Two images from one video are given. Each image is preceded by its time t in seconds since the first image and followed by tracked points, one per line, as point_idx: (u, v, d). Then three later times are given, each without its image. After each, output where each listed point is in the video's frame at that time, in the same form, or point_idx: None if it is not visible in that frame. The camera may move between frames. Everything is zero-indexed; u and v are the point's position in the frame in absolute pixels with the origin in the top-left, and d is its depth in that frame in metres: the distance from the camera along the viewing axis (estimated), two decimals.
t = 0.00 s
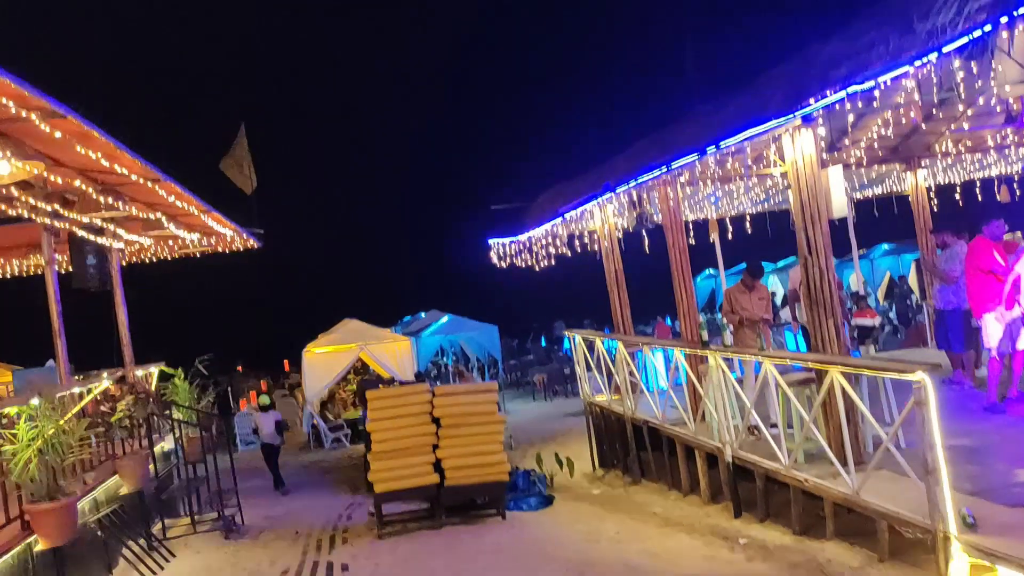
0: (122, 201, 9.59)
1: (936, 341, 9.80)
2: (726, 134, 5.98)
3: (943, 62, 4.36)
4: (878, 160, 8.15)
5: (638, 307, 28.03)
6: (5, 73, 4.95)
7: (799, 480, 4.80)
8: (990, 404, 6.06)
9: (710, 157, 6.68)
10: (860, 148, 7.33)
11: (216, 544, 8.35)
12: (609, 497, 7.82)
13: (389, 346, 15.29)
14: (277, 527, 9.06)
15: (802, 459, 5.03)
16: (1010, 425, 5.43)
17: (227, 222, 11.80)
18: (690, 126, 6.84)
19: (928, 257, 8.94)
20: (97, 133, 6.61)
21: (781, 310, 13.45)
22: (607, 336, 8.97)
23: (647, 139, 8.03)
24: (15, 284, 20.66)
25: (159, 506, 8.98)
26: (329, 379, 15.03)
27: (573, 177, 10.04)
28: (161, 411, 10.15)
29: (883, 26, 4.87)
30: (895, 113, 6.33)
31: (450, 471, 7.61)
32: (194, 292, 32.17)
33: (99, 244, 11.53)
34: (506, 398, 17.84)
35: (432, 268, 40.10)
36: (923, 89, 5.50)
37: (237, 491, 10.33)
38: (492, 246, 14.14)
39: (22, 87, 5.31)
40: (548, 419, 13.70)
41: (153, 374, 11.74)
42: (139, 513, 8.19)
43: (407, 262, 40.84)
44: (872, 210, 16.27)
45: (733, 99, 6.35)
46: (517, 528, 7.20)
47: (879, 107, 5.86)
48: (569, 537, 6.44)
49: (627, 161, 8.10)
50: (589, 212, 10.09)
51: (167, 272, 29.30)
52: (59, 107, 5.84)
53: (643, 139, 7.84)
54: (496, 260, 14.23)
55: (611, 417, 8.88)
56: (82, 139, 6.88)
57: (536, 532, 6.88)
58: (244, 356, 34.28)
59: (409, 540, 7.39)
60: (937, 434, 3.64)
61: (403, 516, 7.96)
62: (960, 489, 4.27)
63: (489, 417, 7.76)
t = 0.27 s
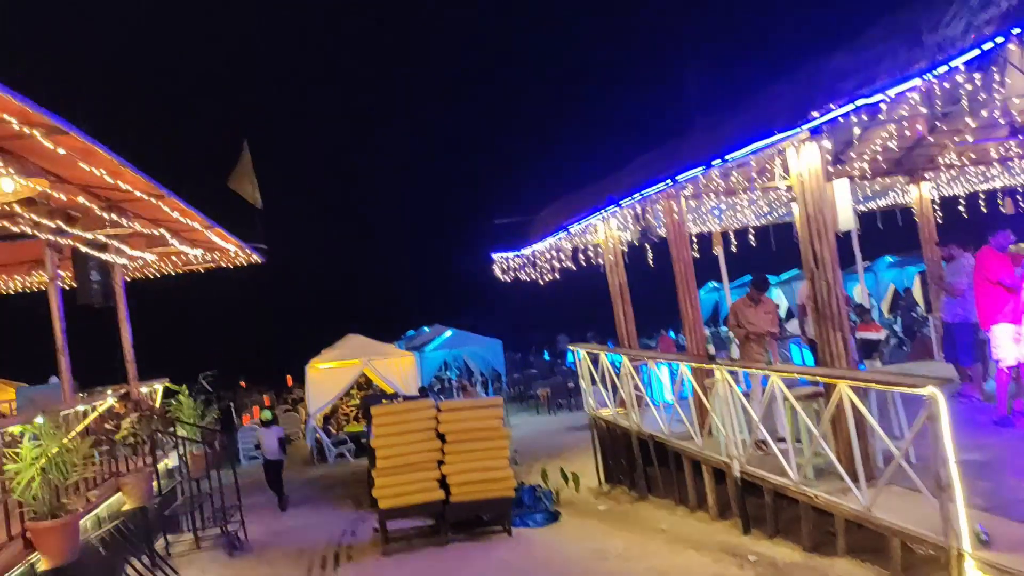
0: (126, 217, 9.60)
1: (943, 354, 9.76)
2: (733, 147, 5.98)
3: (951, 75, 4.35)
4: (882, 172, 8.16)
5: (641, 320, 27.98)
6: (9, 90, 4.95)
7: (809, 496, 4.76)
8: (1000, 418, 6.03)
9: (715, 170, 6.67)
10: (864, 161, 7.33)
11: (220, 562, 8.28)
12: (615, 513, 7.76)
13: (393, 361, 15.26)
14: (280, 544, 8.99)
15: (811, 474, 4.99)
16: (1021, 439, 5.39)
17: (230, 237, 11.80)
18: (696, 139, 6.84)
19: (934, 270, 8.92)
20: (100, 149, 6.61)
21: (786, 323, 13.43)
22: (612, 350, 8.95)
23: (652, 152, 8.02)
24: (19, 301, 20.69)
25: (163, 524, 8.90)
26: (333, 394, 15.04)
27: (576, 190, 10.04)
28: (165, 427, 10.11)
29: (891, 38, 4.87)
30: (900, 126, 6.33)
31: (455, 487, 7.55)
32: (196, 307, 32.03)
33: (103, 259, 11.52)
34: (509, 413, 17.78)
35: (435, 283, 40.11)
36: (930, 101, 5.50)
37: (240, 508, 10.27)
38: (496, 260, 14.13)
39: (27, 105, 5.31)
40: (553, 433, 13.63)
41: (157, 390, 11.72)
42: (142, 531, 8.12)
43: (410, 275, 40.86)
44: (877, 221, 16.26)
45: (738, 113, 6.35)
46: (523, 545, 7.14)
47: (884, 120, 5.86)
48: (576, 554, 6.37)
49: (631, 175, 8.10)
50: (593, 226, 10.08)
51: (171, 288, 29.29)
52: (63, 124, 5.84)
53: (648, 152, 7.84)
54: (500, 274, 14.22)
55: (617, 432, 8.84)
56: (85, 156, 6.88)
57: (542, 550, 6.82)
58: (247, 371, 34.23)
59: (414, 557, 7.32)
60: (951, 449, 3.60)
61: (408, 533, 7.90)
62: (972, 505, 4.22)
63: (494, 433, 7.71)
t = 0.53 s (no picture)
0: (129, 236, 9.62)
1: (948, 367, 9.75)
2: (738, 163, 6.00)
3: (957, 91, 4.37)
4: (884, 187, 8.19)
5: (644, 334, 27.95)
6: (15, 111, 4.97)
7: (819, 513, 4.76)
8: (1008, 433, 6.01)
9: (720, 186, 6.69)
10: (868, 175, 7.36)
11: None
12: (622, 530, 7.72)
13: (399, 378, 15.30)
14: (285, 562, 8.95)
15: (821, 491, 4.97)
16: None
17: (233, 254, 11.81)
18: (699, 154, 6.86)
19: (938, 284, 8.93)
20: (105, 169, 6.64)
21: (790, 336, 13.41)
22: (617, 365, 8.95)
23: (656, 167, 8.05)
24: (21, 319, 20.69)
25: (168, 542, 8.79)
26: (337, 411, 15.08)
27: (579, 206, 10.06)
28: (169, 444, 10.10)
29: (896, 55, 4.90)
30: (903, 141, 6.36)
31: (461, 504, 7.52)
32: (198, 323, 32.00)
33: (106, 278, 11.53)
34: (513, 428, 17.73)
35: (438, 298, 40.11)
36: (934, 117, 5.52)
37: (245, 526, 10.23)
38: (499, 275, 14.13)
39: (32, 125, 5.33)
40: (558, 448, 13.60)
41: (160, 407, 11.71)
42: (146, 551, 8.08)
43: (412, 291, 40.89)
44: (880, 235, 16.29)
45: (742, 128, 6.38)
46: (531, 562, 7.10)
47: (888, 135, 5.89)
48: (584, 571, 6.34)
49: (635, 191, 8.12)
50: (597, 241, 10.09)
51: (174, 305, 29.28)
52: (68, 144, 5.86)
53: (651, 168, 7.87)
54: (503, 289, 14.23)
55: (622, 448, 8.82)
56: (90, 175, 6.90)
57: (549, 567, 6.78)
58: (249, 387, 34.19)
59: None
60: (964, 466, 3.59)
61: (414, 551, 7.87)
62: (985, 520, 4.21)
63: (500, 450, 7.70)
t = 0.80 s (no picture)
0: (128, 255, 9.57)
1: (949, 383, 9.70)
2: (746, 178, 5.99)
3: (963, 109, 4.36)
4: (885, 201, 8.18)
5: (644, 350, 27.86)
6: (11, 131, 4.94)
7: (822, 533, 4.68)
8: (1011, 450, 5.96)
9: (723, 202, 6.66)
10: (868, 190, 7.35)
11: None
12: (622, 550, 7.64)
13: (393, 394, 15.06)
14: None
15: (823, 510, 4.91)
16: None
17: (231, 272, 11.75)
18: (700, 169, 6.86)
19: (938, 298, 8.90)
20: (104, 188, 6.59)
21: (790, 350, 13.40)
22: (616, 382, 8.88)
23: (656, 184, 8.03)
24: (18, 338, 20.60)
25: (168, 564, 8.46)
26: (332, 429, 14.90)
27: (580, 222, 10.04)
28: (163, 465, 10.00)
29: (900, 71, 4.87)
30: (903, 156, 6.35)
31: (459, 525, 7.42)
32: (195, 342, 31.85)
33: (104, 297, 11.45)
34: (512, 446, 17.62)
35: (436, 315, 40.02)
36: (938, 134, 5.51)
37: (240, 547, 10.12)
38: (498, 292, 14.08)
39: (28, 145, 5.31)
40: (557, 466, 13.50)
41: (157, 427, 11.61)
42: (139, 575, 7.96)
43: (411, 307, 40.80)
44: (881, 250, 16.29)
45: (744, 145, 6.36)
46: None
47: (889, 150, 5.88)
48: None
49: (635, 207, 8.10)
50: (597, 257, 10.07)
51: (172, 323, 29.17)
52: (65, 164, 5.84)
53: (652, 184, 7.85)
54: (502, 306, 14.16)
55: (622, 466, 8.74)
56: (88, 195, 6.86)
57: None
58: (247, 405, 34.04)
59: None
60: (968, 487, 3.54)
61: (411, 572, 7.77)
62: (989, 541, 4.15)
63: (498, 470, 7.61)
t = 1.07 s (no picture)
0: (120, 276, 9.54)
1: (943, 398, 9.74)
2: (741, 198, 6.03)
3: (958, 129, 4.40)
4: (878, 217, 8.24)
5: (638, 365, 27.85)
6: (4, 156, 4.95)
7: (821, 552, 4.68)
8: (1008, 466, 5.99)
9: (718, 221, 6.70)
10: (861, 205, 7.41)
11: None
12: (619, 568, 7.62)
13: (388, 412, 15.02)
14: None
15: (822, 528, 4.91)
16: None
17: (225, 291, 11.71)
18: (695, 188, 6.91)
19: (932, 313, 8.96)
20: (96, 209, 6.60)
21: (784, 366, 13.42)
22: (611, 399, 8.89)
23: (650, 201, 8.07)
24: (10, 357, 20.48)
25: None
26: (326, 447, 14.79)
27: (574, 240, 10.07)
28: (157, 486, 9.93)
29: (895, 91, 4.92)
30: (895, 174, 6.41)
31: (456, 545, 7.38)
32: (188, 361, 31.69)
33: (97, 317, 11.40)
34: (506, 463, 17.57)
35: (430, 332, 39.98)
36: (932, 152, 5.58)
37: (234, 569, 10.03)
38: (493, 309, 14.06)
39: (20, 168, 5.31)
40: (553, 483, 13.47)
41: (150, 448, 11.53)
42: None
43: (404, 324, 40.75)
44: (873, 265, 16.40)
45: (738, 164, 6.41)
46: None
47: (882, 168, 5.94)
48: None
49: (630, 225, 8.14)
50: (592, 274, 10.10)
51: (165, 342, 29.02)
52: (57, 186, 5.83)
53: (646, 202, 7.89)
54: (496, 323, 14.10)
55: (618, 484, 8.73)
56: (80, 216, 6.86)
57: None
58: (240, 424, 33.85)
59: None
60: (968, 505, 3.55)
61: None
62: (989, 558, 4.16)
63: (495, 489, 7.59)
